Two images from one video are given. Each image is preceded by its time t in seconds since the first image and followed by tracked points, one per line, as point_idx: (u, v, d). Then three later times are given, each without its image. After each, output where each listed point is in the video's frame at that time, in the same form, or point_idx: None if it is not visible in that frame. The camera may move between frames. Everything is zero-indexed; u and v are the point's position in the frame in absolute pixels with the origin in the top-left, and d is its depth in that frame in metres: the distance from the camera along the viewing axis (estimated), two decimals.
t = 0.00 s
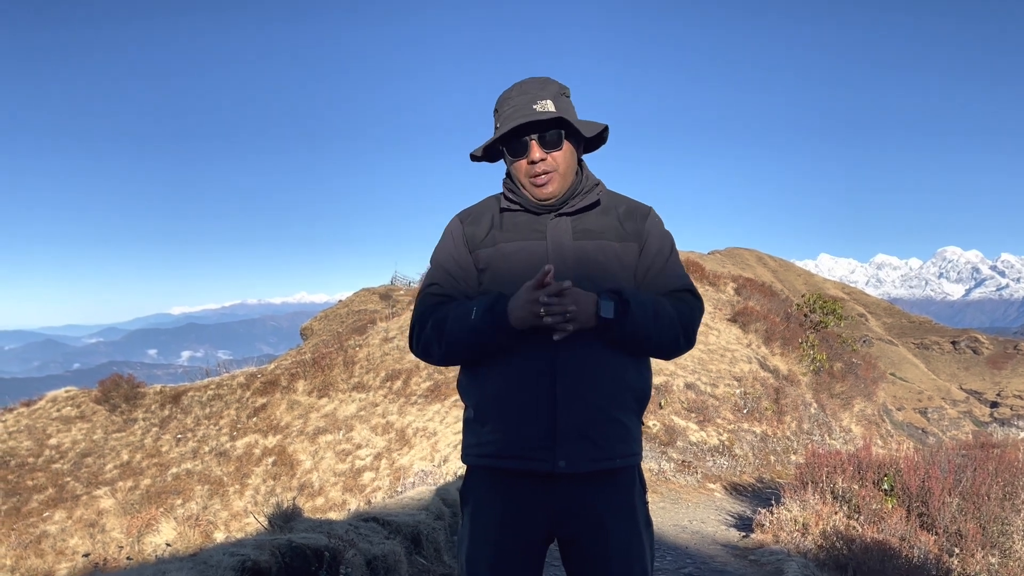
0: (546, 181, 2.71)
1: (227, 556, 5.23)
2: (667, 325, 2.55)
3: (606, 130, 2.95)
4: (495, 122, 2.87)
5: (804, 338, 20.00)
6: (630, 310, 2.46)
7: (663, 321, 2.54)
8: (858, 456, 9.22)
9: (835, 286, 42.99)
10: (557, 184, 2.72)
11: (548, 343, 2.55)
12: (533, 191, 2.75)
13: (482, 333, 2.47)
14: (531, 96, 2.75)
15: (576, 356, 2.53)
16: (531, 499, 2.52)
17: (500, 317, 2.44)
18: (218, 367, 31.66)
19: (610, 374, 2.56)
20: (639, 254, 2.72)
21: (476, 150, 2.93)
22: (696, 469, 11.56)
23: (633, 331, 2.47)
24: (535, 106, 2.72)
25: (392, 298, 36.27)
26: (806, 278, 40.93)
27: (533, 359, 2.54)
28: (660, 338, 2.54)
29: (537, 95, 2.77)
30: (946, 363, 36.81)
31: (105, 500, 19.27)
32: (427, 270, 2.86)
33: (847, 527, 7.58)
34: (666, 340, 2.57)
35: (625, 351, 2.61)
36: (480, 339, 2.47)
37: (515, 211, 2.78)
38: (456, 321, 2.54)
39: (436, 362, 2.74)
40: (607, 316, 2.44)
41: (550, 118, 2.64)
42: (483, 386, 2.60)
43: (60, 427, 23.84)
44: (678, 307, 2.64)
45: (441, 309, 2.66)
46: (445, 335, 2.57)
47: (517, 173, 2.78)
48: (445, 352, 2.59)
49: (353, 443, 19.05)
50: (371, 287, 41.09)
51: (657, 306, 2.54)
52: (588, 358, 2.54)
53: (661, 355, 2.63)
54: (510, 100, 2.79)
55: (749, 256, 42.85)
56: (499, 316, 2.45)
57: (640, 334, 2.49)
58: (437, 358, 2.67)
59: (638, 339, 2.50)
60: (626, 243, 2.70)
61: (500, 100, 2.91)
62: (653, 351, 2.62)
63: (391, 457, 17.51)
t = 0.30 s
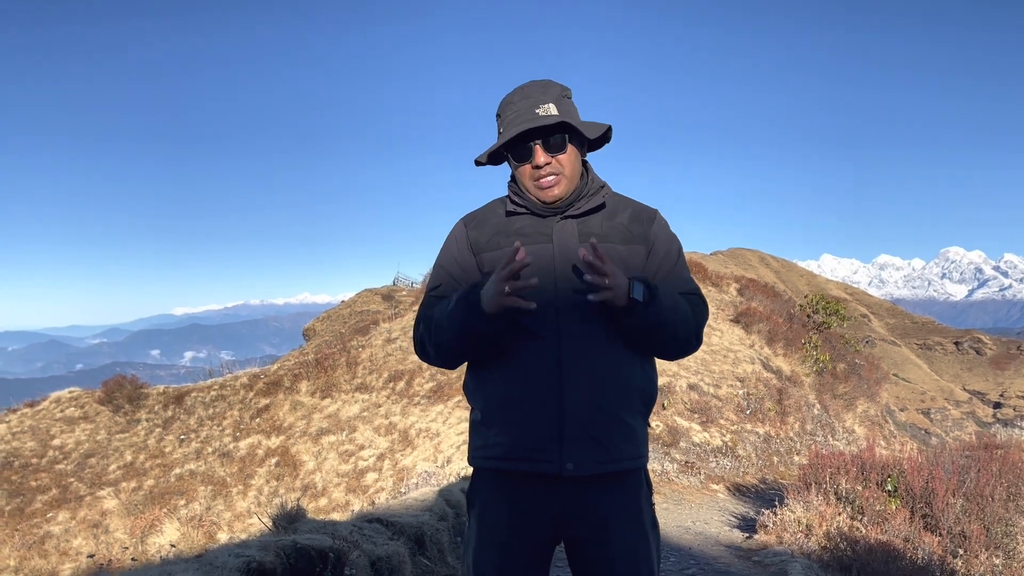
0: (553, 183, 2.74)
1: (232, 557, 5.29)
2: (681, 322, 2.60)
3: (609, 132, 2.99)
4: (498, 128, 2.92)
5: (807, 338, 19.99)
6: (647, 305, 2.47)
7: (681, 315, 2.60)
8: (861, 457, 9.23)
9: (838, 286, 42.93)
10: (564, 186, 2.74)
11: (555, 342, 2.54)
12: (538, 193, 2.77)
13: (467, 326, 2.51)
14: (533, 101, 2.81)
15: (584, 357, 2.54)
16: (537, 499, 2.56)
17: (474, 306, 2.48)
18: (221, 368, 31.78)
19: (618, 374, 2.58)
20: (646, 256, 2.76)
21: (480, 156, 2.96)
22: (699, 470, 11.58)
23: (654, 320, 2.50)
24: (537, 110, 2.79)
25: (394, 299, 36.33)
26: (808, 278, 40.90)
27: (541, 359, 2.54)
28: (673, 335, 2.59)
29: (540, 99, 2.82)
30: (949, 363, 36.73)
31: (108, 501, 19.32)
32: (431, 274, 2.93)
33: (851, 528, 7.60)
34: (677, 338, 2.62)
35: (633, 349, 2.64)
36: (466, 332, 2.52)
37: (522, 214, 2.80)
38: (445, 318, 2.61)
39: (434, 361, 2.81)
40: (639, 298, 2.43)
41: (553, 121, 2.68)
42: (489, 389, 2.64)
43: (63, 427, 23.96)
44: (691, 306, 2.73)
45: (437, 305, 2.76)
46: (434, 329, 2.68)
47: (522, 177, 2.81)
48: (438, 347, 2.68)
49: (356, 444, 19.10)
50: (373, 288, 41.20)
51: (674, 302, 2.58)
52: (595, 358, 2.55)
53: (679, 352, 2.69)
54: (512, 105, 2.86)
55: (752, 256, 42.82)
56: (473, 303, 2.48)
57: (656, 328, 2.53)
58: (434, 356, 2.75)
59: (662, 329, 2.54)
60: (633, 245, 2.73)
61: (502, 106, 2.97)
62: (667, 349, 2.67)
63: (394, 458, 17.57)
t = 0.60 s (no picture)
0: (562, 189, 2.78)
1: (238, 560, 5.34)
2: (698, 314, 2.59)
3: (615, 139, 3.05)
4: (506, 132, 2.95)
5: (810, 340, 19.97)
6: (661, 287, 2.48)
7: (696, 305, 2.56)
8: (865, 459, 9.22)
9: (840, 287, 42.88)
10: (573, 192, 2.79)
11: (563, 339, 2.55)
12: (547, 197, 2.80)
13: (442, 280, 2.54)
14: (541, 106, 2.87)
15: (593, 356, 2.55)
16: (545, 503, 2.59)
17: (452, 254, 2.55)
18: (224, 369, 31.85)
19: (626, 377, 2.60)
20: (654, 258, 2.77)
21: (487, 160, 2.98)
22: (703, 471, 11.59)
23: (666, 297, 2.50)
24: (546, 115, 2.83)
25: (397, 300, 36.39)
26: (811, 279, 40.85)
27: (548, 357, 2.56)
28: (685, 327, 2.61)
29: (549, 104, 2.88)
30: (952, 364, 36.64)
31: (112, 502, 19.38)
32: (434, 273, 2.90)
33: (855, 531, 7.61)
34: (689, 331, 2.63)
35: (642, 344, 2.68)
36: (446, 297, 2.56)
37: (530, 218, 2.82)
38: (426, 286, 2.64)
39: (428, 345, 2.79)
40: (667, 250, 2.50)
41: (562, 125, 2.73)
42: (496, 391, 2.64)
43: (67, 428, 24.07)
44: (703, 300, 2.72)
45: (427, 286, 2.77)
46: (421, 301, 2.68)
47: (530, 182, 2.84)
48: (424, 321, 2.69)
49: (359, 445, 19.14)
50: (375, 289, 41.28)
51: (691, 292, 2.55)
52: (603, 356, 2.56)
53: (689, 344, 2.70)
54: (520, 111, 2.90)
55: (755, 257, 42.76)
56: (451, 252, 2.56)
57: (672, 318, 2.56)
58: (422, 332, 2.74)
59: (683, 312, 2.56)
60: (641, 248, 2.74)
61: (509, 112, 3.01)
62: (676, 342, 2.69)
63: (397, 459, 17.61)
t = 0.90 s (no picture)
0: (574, 197, 2.81)
1: (244, 564, 5.38)
2: (708, 314, 2.64)
3: (624, 145, 3.08)
4: (517, 136, 2.93)
5: (813, 341, 19.97)
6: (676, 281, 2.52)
7: (705, 301, 2.61)
8: (869, 461, 9.23)
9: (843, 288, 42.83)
10: (584, 199, 2.82)
11: (576, 343, 2.57)
12: (558, 204, 2.83)
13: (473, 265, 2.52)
14: (555, 112, 2.85)
15: (606, 360, 2.58)
16: (558, 508, 2.59)
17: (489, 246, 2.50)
18: (226, 370, 31.91)
19: (637, 381, 2.63)
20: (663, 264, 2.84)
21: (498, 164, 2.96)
22: (705, 473, 11.60)
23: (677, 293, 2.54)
24: (560, 122, 2.83)
25: (399, 301, 36.42)
26: (814, 280, 40.79)
27: (563, 360, 2.57)
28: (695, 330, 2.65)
29: (562, 110, 2.87)
30: (955, 365, 36.56)
31: (115, 503, 19.44)
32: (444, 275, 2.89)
33: (859, 533, 7.62)
34: (700, 333, 2.66)
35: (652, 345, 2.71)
36: (479, 292, 2.52)
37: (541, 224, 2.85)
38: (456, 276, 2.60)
39: (449, 341, 2.72)
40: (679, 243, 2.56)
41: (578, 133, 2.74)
42: (507, 396, 2.64)
43: (70, 429, 24.18)
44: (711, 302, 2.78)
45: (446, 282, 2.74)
46: (444, 293, 2.66)
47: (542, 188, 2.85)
48: (449, 314, 2.63)
49: (361, 446, 19.18)
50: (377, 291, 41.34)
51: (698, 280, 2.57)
52: (616, 361, 2.59)
53: (698, 346, 2.73)
54: (533, 116, 2.88)
55: (757, 258, 42.73)
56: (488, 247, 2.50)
57: (684, 321, 2.61)
58: (446, 325, 2.67)
59: (695, 309, 2.59)
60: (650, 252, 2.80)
61: (520, 115, 2.98)
62: (685, 344, 2.73)
63: (400, 461, 17.66)
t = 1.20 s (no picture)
0: (582, 192, 2.84)
1: (246, 564, 5.41)
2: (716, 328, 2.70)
3: (632, 147, 3.12)
4: (528, 131, 2.97)
5: (814, 342, 19.99)
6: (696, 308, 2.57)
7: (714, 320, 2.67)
8: (870, 462, 9.24)
9: (844, 289, 42.82)
10: (592, 195, 2.86)
11: (588, 349, 2.61)
12: (567, 200, 2.86)
13: (519, 303, 2.48)
14: (567, 108, 2.89)
15: (615, 364, 2.62)
16: (565, 510, 2.61)
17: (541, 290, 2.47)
18: (227, 370, 31.93)
19: (644, 382, 2.67)
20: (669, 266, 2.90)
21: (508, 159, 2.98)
22: (707, 474, 11.61)
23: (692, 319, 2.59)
24: (573, 116, 2.87)
25: (399, 301, 36.43)
26: (814, 281, 40.78)
27: (576, 368, 2.60)
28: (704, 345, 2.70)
29: (575, 107, 2.92)
30: (956, 366, 36.54)
31: (116, 503, 19.47)
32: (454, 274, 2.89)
33: (861, 535, 7.63)
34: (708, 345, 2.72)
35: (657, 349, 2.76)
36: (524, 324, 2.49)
37: (548, 221, 2.88)
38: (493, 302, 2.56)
39: (476, 359, 2.65)
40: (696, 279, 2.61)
41: (590, 129, 2.78)
42: (516, 398, 2.66)
43: (71, 429, 24.25)
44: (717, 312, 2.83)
45: (478, 300, 2.68)
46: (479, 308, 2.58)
47: (551, 182, 2.87)
48: (484, 340, 2.55)
49: (362, 447, 19.21)
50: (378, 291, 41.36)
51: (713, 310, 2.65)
52: (624, 364, 2.63)
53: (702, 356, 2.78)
54: (546, 110, 2.92)
55: (758, 259, 42.74)
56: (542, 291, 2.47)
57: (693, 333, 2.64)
58: (477, 347, 2.59)
59: (705, 330, 2.64)
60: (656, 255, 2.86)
61: (532, 110, 3.02)
62: (691, 351, 2.76)
63: (401, 461, 17.69)
